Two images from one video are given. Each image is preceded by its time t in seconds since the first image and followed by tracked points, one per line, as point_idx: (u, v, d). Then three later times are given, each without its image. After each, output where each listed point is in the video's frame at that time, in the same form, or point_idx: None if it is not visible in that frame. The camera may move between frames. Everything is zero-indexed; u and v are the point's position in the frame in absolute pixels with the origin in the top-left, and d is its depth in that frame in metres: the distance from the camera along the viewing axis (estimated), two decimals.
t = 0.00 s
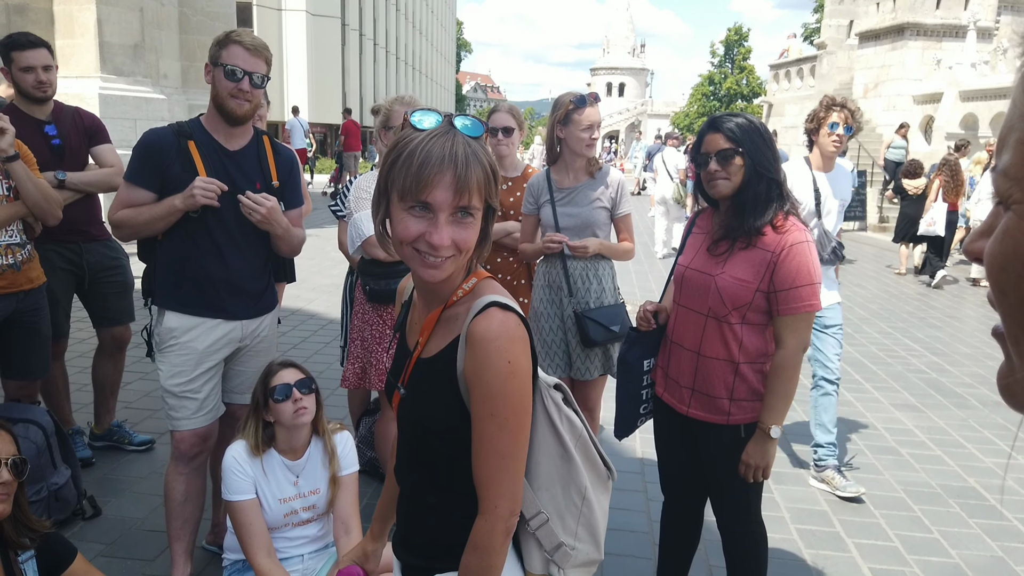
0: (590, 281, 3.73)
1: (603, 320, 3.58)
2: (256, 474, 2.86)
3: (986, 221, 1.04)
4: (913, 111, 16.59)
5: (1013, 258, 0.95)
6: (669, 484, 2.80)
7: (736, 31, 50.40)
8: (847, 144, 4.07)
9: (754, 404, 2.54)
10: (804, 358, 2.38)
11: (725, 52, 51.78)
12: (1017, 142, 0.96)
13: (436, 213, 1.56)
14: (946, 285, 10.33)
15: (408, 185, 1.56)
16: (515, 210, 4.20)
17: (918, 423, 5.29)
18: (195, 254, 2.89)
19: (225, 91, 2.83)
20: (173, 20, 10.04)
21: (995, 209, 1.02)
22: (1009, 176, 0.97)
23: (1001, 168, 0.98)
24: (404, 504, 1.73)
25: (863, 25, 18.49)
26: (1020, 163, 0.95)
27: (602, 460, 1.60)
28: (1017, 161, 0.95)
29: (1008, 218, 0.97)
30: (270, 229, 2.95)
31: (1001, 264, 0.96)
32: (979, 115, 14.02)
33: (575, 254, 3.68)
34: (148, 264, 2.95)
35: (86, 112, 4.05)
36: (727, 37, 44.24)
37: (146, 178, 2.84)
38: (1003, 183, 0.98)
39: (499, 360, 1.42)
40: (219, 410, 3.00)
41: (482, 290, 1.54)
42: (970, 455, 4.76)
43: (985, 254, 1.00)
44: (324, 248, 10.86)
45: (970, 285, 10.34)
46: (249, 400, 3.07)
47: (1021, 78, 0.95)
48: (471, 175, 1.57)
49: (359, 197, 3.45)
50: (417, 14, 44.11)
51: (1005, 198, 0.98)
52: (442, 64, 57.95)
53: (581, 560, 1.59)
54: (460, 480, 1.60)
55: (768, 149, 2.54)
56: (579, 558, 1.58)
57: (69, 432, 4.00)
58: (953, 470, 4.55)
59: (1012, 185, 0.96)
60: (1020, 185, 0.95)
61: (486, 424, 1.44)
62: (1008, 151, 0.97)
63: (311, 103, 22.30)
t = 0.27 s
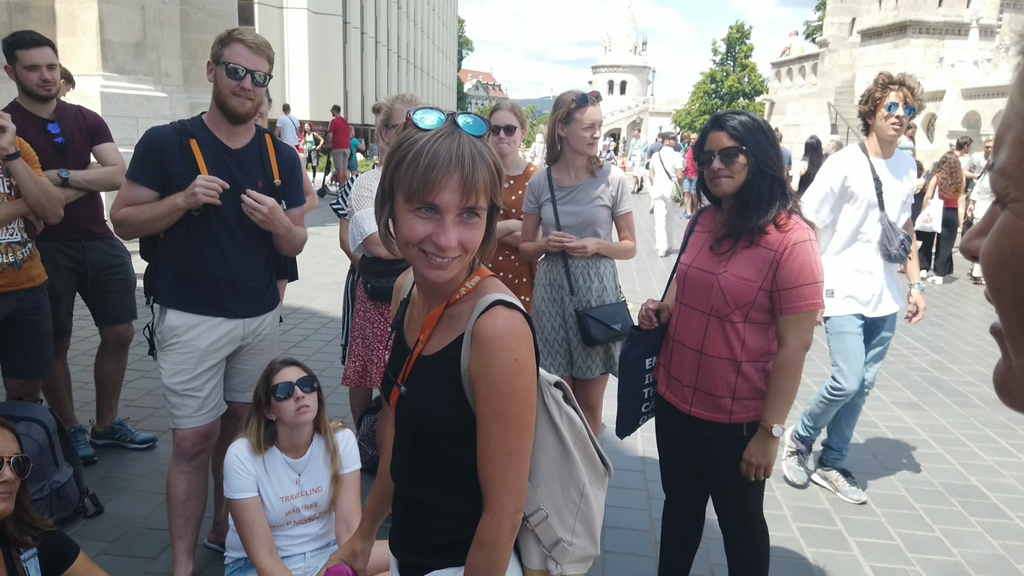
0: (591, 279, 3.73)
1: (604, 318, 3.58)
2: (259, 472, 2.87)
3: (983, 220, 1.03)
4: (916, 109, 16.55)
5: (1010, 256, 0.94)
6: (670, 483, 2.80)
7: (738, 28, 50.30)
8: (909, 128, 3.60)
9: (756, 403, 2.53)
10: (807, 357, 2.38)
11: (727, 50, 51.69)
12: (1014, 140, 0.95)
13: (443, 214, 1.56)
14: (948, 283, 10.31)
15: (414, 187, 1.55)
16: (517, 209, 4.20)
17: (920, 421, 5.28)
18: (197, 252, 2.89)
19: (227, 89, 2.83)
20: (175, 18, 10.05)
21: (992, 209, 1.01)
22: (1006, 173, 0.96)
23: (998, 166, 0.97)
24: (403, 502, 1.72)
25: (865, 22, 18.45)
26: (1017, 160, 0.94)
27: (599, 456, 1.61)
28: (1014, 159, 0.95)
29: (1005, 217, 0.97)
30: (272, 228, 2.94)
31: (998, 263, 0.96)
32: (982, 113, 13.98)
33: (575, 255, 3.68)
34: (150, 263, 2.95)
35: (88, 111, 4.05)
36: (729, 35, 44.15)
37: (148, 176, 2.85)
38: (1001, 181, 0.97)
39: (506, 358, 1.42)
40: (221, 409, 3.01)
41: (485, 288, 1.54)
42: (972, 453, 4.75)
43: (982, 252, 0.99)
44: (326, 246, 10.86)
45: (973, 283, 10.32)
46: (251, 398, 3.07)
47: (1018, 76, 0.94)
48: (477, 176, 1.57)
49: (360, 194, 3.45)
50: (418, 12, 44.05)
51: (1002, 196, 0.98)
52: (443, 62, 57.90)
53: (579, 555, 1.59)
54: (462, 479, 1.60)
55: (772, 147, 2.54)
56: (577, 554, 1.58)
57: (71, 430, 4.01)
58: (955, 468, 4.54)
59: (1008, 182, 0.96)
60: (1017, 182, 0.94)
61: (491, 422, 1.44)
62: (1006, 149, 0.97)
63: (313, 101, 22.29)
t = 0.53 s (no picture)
0: (591, 278, 3.73)
1: (604, 317, 3.57)
2: (260, 470, 2.87)
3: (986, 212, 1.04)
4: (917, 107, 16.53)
5: (1011, 248, 0.94)
6: (672, 481, 2.80)
7: (739, 27, 50.25)
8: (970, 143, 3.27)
9: (758, 402, 2.53)
10: (808, 356, 2.37)
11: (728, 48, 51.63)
12: (1013, 133, 0.95)
13: (442, 211, 1.56)
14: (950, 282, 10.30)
15: (413, 184, 1.55)
16: (519, 208, 4.20)
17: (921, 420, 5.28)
18: (198, 251, 2.89)
19: (229, 87, 2.83)
20: (177, 17, 10.05)
21: (993, 203, 1.01)
22: (1006, 167, 0.96)
23: (998, 160, 0.97)
24: (404, 499, 1.72)
25: (866, 21, 18.43)
26: (1017, 154, 0.94)
27: (600, 454, 1.60)
28: (1014, 152, 0.95)
29: (1005, 210, 0.97)
30: (273, 226, 2.94)
31: (997, 256, 0.96)
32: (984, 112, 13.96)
33: (580, 252, 3.68)
34: (151, 262, 2.95)
35: (90, 110, 4.05)
36: (730, 34, 44.13)
37: (149, 175, 2.85)
38: (1001, 175, 0.97)
39: (505, 356, 1.41)
40: (223, 407, 3.01)
41: (486, 287, 1.54)
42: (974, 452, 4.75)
43: (982, 246, 0.99)
44: (328, 245, 10.86)
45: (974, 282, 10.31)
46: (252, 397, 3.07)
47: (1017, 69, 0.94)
48: (476, 173, 1.56)
49: (361, 193, 3.45)
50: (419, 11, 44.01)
51: (1002, 190, 0.98)
52: (444, 61, 57.87)
53: (579, 554, 1.58)
54: (463, 476, 1.60)
55: (775, 146, 2.53)
56: (578, 552, 1.58)
57: (73, 429, 4.01)
58: (957, 467, 4.54)
59: (1008, 176, 0.96)
60: (1017, 175, 0.94)
61: (490, 420, 1.44)
62: (1006, 144, 0.97)
63: (314, 100, 22.28)
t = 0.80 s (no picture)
0: (592, 277, 3.74)
1: (605, 315, 3.59)
2: (263, 468, 2.88)
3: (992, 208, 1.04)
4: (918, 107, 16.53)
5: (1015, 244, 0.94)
6: (674, 479, 2.81)
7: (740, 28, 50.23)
8: None
9: (759, 401, 2.54)
10: (810, 356, 2.38)
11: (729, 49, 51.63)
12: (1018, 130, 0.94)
13: (436, 213, 1.57)
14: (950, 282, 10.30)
15: (406, 189, 1.57)
16: (520, 207, 4.21)
17: (922, 420, 5.28)
18: (202, 250, 2.91)
19: (232, 87, 2.84)
20: (179, 17, 10.07)
21: (998, 199, 1.01)
22: (1012, 164, 0.95)
23: (1004, 155, 0.97)
24: (409, 495, 1.74)
25: (867, 22, 18.45)
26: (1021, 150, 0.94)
27: (603, 453, 1.61)
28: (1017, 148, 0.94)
29: (1010, 205, 0.96)
30: (275, 225, 2.96)
31: (1001, 252, 0.96)
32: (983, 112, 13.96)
33: (574, 252, 3.68)
34: (155, 261, 2.96)
35: (96, 110, 4.07)
36: (730, 34, 44.14)
37: (153, 174, 2.86)
38: (1008, 171, 0.97)
39: (507, 353, 1.43)
40: (226, 406, 3.02)
41: (490, 284, 1.55)
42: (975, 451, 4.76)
43: (987, 243, 0.99)
44: (329, 245, 10.88)
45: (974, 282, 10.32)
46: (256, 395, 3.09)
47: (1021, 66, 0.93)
48: (467, 173, 1.57)
49: (363, 192, 3.47)
50: (421, 11, 44.01)
51: (1007, 186, 0.97)
52: (445, 61, 57.88)
53: (581, 551, 1.59)
54: (466, 472, 1.62)
55: (777, 147, 2.55)
56: (580, 549, 1.59)
57: (77, 428, 4.03)
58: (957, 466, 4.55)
59: (1013, 173, 0.95)
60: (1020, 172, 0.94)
61: (492, 416, 1.45)
62: (1012, 141, 0.96)
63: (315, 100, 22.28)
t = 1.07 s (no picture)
0: (593, 277, 3.75)
1: (607, 315, 3.59)
2: (264, 468, 2.89)
3: (986, 215, 1.01)
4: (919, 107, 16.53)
5: (1013, 248, 0.92)
6: (674, 479, 2.82)
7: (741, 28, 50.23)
8: None
9: (760, 400, 2.55)
10: (810, 356, 2.39)
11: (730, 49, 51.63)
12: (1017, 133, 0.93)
13: (436, 209, 1.57)
14: (950, 282, 10.30)
15: (407, 184, 1.58)
16: (521, 207, 4.23)
17: (923, 420, 5.28)
18: (204, 249, 2.92)
19: (234, 88, 2.85)
20: (180, 18, 10.08)
21: (996, 204, 0.99)
22: (1011, 167, 0.94)
23: (1003, 158, 0.95)
24: (412, 494, 1.75)
25: (868, 22, 18.46)
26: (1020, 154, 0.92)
27: (604, 454, 1.61)
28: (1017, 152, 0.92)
29: (1008, 209, 0.95)
30: (275, 224, 2.97)
31: (998, 256, 0.94)
32: (985, 112, 13.95)
33: (576, 252, 3.69)
34: (158, 261, 2.97)
35: (104, 111, 4.09)
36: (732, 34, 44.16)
37: (155, 175, 2.87)
38: (1006, 175, 0.95)
39: (507, 351, 1.43)
40: (228, 406, 3.03)
41: (491, 284, 1.56)
42: (975, 451, 4.76)
43: (982, 247, 0.97)
44: (331, 245, 10.90)
45: (975, 282, 10.31)
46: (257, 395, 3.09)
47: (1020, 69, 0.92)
48: (467, 169, 1.57)
49: (364, 192, 3.48)
50: (422, 12, 44.03)
51: (1006, 190, 0.96)
52: (447, 62, 57.91)
53: (582, 552, 1.60)
54: (467, 472, 1.62)
55: (777, 147, 2.55)
56: (581, 551, 1.60)
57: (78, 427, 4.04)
58: (958, 466, 4.55)
59: (1012, 176, 0.94)
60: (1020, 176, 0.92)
61: (492, 415, 1.46)
62: (1012, 144, 0.94)
63: (317, 101, 22.30)
